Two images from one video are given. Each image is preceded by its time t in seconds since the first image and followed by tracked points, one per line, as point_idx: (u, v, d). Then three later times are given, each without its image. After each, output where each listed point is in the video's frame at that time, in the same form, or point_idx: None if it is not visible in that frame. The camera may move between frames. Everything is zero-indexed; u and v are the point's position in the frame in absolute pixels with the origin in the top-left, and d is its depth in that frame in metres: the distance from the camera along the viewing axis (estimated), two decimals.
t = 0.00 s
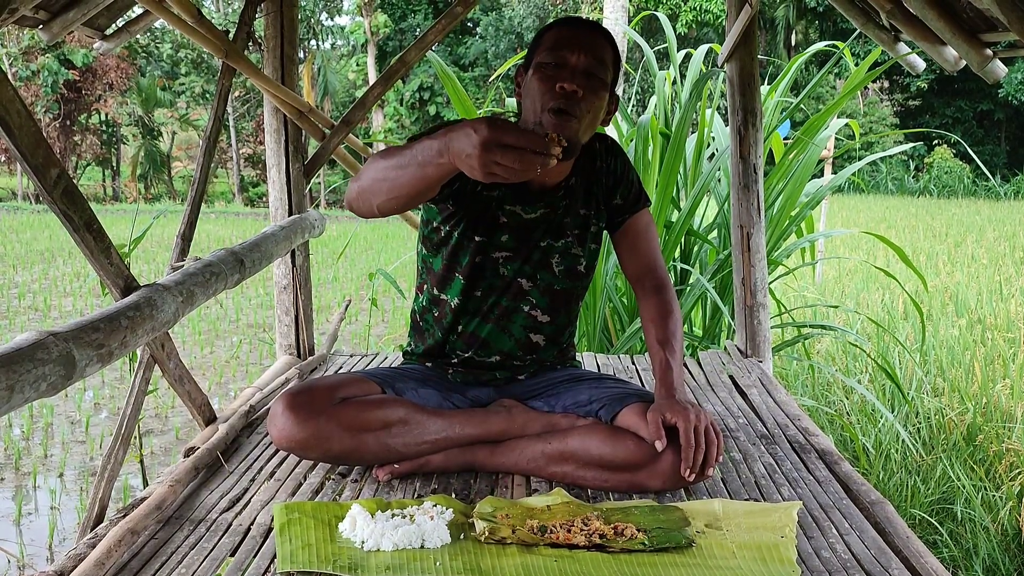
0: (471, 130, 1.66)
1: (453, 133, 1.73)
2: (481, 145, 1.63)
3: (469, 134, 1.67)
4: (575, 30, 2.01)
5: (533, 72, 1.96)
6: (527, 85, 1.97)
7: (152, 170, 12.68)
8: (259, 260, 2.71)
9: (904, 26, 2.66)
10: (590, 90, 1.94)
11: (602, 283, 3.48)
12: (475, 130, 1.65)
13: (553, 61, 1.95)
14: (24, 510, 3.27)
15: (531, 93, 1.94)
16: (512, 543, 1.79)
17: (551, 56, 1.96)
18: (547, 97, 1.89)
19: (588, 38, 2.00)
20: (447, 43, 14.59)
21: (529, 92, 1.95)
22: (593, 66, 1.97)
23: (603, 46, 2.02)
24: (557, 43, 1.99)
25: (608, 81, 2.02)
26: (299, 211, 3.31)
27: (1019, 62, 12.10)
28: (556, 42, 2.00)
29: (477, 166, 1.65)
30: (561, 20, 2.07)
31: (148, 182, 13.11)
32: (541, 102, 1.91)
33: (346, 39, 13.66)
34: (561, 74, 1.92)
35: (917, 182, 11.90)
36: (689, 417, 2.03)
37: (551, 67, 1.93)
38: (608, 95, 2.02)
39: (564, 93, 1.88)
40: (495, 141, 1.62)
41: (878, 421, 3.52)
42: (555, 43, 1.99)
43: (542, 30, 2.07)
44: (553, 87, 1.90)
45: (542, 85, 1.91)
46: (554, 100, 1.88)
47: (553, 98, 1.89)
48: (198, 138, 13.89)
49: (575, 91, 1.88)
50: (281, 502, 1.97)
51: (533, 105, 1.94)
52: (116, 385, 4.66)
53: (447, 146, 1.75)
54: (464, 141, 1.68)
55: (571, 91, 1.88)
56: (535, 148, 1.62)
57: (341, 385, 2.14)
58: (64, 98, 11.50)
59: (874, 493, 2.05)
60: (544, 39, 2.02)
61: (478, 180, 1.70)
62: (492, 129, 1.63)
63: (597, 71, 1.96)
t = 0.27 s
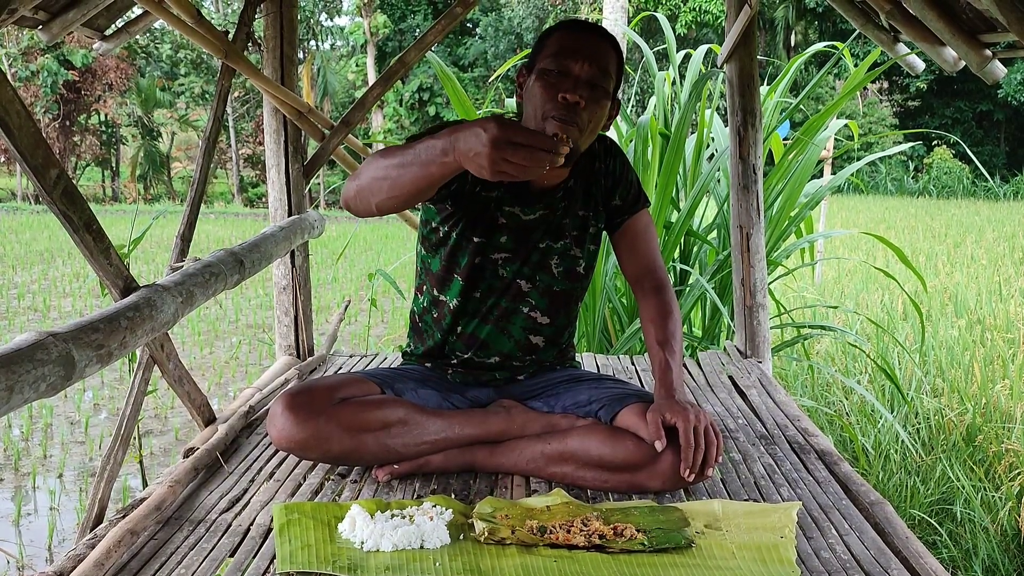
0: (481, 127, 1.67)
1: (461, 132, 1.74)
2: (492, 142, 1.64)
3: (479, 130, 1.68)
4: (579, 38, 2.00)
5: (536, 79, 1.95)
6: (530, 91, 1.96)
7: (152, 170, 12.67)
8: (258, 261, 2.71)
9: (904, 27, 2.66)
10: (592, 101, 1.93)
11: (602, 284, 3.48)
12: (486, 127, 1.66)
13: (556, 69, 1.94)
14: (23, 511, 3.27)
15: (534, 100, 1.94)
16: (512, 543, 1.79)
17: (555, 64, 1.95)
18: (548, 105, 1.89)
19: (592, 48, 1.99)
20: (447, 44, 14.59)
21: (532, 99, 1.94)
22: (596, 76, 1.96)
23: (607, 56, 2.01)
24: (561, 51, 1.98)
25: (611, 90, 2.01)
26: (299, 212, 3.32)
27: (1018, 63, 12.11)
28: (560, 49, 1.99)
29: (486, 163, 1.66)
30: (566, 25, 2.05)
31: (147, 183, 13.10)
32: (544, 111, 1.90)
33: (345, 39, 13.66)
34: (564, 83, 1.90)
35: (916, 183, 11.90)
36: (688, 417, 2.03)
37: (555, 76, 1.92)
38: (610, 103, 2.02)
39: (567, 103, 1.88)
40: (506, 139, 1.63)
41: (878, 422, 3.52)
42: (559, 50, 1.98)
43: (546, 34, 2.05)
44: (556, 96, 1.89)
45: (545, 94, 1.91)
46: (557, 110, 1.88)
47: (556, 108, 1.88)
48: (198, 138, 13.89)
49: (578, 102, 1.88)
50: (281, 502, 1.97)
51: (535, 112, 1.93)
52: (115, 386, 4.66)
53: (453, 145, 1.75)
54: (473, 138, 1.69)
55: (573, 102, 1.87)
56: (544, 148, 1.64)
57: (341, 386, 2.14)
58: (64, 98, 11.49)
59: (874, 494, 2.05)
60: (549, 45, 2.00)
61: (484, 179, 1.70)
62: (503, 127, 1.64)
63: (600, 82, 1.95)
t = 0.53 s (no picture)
0: (478, 169, 1.64)
1: (459, 169, 1.71)
2: (487, 187, 1.60)
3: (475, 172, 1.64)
4: (582, 49, 1.96)
5: (537, 91, 1.94)
6: (531, 101, 1.96)
7: (151, 171, 12.65)
8: (257, 261, 2.72)
9: (903, 28, 2.66)
10: (592, 119, 1.92)
11: (600, 284, 3.48)
12: (483, 170, 1.62)
13: (558, 84, 1.92)
14: (22, 511, 3.27)
15: (534, 114, 1.94)
16: (511, 543, 1.79)
17: (557, 78, 1.93)
18: (546, 122, 1.90)
19: (595, 60, 1.95)
20: (446, 44, 14.60)
21: (533, 111, 1.95)
22: (598, 91, 1.94)
23: (610, 68, 1.97)
24: (564, 62, 1.95)
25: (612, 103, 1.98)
26: (298, 212, 3.32)
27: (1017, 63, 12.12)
28: (563, 60, 1.96)
29: (481, 207, 1.63)
30: (571, 31, 2.00)
31: (146, 183, 13.10)
32: (543, 127, 1.92)
33: (345, 40, 13.66)
34: (564, 101, 1.90)
35: (915, 183, 11.91)
36: (687, 417, 2.03)
37: (556, 92, 1.91)
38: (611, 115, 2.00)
39: (565, 123, 1.88)
40: (502, 184, 1.60)
41: (877, 422, 3.52)
42: (562, 62, 1.95)
43: (550, 39, 2.02)
44: (555, 113, 1.89)
45: (545, 109, 1.91)
46: (555, 129, 1.89)
47: (554, 126, 1.89)
48: (197, 138, 13.88)
49: (576, 121, 1.88)
50: (280, 503, 1.97)
51: (536, 125, 1.94)
52: (115, 386, 4.66)
53: (451, 181, 1.72)
54: (470, 179, 1.66)
55: (572, 122, 1.88)
56: (540, 195, 1.60)
57: (339, 386, 2.14)
58: (63, 98, 11.49)
59: (872, 494, 2.05)
60: (552, 54, 1.98)
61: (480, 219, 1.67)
62: (499, 172, 1.60)
63: (601, 99, 1.93)
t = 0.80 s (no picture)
0: (472, 172, 1.63)
1: (452, 174, 1.70)
2: (481, 191, 1.59)
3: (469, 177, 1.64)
4: (579, 51, 1.96)
5: (535, 93, 1.94)
6: (529, 103, 1.96)
7: (149, 170, 12.64)
8: (255, 261, 2.71)
9: (901, 28, 2.67)
10: (590, 122, 1.92)
11: (599, 284, 3.48)
12: (477, 173, 1.62)
13: (555, 86, 1.92)
14: (20, 511, 3.27)
15: (532, 116, 1.94)
16: (509, 543, 1.79)
17: (554, 79, 1.92)
18: (544, 125, 1.91)
19: (592, 62, 1.95)
20: (445, 44, 14.59)
21: (530, 112, 1.95)
22: (596, 94, 1.93)
23: (607, 70, 1.97)
24: (562, 64, 1.94)
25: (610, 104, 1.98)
26: (296, 212, 3.31)
27: (1014, 63, 12.14)
28: (561, 62, 1.95)
29: (476, 211, 1.62)
30: (568, 32, 2.00)
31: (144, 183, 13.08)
32: (541, 129, 1.92)
33: (343, 39, 13.65)
34: (562, 104, 1.90)
35: (913, 183, 11.92)
36: (685, 418, 2.03)
37: (554, 94, 1.91)
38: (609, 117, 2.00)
39: (564, 126, 1.88)
40: (496, 185, 1.59)
41: (875, 422, 3.52)
42: (559, 63, 1.95)
43: (547, 39, 2.01)
44: (553, 116, 1.90)
45: (543, 112, 1.91)
46: (553, 131, 1.89)
47: (552, 129, 1.89)
48: (195, 138, 13.87)
49: (575, 124, 1.88)
50: (278, 503, 1.97)
51: (535, 127, 1.94)
52: (113, 386, 4.65)
53: (444, 186, 1.71)
54: (464, 183, 1.65)
55: (570, 124, 1.88)
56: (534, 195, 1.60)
57: (337, 386, 2.14)
58: (61, 98, 11.47)
59: (870, 493, 2.06)
60: (549, 55, 1.97)
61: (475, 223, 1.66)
62: (493, 175, 1.59)
63: (599, 101, 1.92)
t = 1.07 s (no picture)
0: (455, 287, 1.47)
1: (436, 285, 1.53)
2: (465, 312, 1.44)
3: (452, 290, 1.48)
4: (590, 87, 1.84)
5: (541, 128, 1.89)
6: (533, 132, 1.92)
7: (146, 169, 12.62)
8: (253, 261, 2.71)
9: (899, 28, 2.67)
10: (594, 158, 1.92)
11: (596, 283, 3.48)
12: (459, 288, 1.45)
13: (563, 129, 1.85)
14: (17, 511, 3.26)
15: (536, 148, 1.92)
16: (507, 543, 1.79)
17: (562, 122, 1.85)
18: (549, 163, 1.92)
19: (603, 101, 1.85)
20: (443, 44, 14.59)
21: (535, 142, 1.93)
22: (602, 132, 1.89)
23: (617, 105, 1.88)
24: (570, 103, 1.84)
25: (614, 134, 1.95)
26: (294, 211, 3.31)
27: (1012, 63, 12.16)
28: (569, 101, 1.84)
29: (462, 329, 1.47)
30: (577, 61, 1.87)
31: (141, 182, 13.06)
32: (545, 163, 1.93)
33: (341, 38, 13.64)
34: (568, 147, 1.87)
35: (910, 182, 11.94)
36: (683, 417, 2.02)
37: (560, 136, 1.87)
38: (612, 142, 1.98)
39: (569, 167, 1.89)
40: (479, 306, 1.43)
41: (872, 421, 3.53)
42: (568, 103, 1.84)
43: (555, 67, 1.88)
44: (558, 155, 1.89)
45: (548, 148, 1.90)
46: (557, 170, 1.92)
47: (556, 166, 1.91)
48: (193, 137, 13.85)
49: (580, 167, 1.89)
50: (275, 503, 1.97)
51: (538, 154, 1.94)
52: (110, 386, 4.65)
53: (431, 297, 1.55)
54: (448, 297, 1.50)
55: (575, 167, 1.89)
56: (521, 310, 1.43)
57: (336, 385, 2.14)
58: (57, 97, 11.45)
59: (868, 492, 2.06)
60: (557, 90, 1.85)
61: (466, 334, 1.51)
62: (475, 295, 1.43)
63: (604, 141, 1.90)
